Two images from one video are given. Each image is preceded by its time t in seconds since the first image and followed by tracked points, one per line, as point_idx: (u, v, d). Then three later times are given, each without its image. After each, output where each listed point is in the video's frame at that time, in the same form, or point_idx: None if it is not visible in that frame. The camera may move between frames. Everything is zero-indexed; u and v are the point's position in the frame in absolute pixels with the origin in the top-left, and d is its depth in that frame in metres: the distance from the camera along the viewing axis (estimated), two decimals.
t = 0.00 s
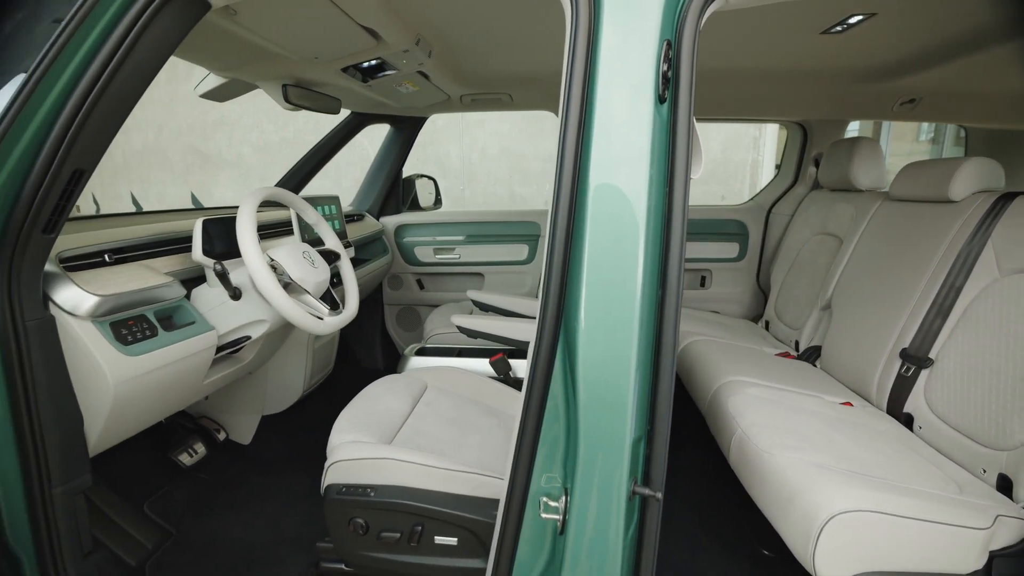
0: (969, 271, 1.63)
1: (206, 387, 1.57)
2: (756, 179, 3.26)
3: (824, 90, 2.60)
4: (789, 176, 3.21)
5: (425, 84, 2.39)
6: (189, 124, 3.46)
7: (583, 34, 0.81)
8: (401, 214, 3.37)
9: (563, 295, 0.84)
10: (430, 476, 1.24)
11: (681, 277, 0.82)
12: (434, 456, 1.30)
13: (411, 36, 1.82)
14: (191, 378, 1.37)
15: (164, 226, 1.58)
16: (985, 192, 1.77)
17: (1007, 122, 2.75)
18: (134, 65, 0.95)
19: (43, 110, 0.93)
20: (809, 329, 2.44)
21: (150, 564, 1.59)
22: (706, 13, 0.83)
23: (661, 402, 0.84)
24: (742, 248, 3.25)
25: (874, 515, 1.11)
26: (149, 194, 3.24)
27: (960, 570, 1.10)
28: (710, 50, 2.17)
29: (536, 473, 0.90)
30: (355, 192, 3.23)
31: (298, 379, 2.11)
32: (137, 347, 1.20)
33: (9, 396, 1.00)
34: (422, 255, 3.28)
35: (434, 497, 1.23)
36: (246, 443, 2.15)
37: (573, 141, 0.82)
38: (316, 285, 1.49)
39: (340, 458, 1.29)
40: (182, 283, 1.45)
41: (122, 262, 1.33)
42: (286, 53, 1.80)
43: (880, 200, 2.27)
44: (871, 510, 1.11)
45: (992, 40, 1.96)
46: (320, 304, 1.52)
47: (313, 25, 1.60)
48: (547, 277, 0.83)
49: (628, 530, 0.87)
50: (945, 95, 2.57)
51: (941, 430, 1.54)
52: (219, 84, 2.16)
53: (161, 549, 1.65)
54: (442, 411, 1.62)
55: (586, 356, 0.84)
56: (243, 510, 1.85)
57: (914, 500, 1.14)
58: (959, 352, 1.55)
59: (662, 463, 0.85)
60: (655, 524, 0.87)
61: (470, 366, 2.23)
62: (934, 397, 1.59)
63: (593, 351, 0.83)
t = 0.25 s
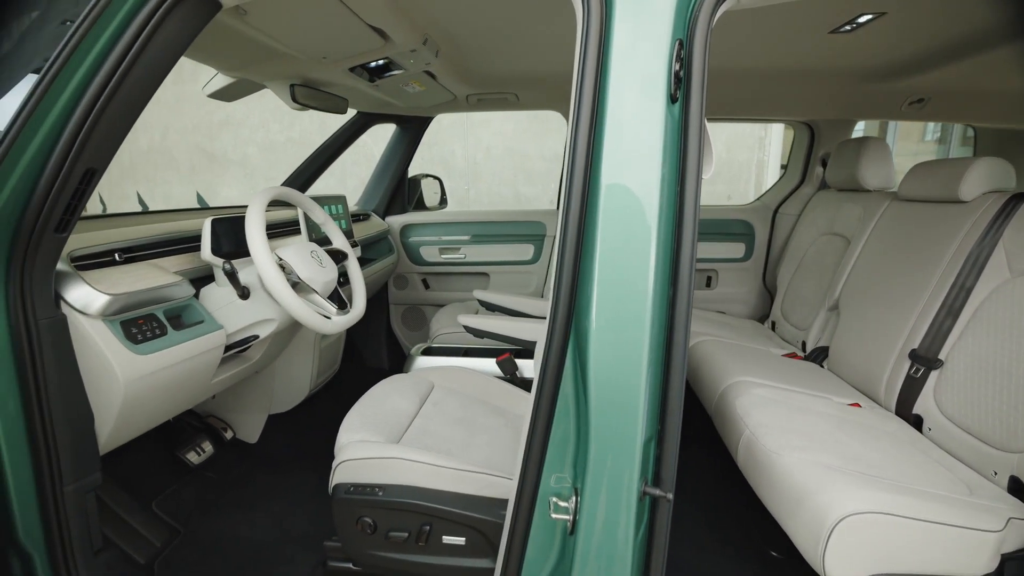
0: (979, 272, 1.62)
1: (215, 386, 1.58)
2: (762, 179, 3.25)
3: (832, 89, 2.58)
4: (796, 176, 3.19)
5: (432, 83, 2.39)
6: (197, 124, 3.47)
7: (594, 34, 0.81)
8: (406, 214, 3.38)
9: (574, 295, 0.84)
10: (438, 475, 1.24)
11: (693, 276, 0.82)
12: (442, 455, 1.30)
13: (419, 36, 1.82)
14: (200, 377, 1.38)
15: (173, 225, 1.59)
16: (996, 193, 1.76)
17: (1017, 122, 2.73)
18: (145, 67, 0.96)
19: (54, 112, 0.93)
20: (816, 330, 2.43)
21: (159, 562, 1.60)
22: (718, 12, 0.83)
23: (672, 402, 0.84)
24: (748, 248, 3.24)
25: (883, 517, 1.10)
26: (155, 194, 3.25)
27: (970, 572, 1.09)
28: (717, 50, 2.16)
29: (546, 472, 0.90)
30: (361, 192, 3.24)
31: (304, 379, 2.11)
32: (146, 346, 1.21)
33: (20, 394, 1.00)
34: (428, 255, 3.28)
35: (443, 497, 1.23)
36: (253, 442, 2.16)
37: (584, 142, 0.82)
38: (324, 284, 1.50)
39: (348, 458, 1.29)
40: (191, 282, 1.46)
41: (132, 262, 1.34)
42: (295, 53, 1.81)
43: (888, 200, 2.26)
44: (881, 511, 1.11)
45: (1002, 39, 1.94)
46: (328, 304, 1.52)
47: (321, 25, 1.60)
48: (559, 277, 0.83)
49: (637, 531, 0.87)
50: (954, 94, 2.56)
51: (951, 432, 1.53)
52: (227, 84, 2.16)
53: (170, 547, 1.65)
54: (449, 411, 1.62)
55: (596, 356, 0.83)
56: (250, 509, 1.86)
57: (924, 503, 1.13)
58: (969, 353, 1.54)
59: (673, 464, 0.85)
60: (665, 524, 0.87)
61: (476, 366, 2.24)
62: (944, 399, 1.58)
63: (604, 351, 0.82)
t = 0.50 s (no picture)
0: (991, 272, 1.61)
1: (222, 385, 1.58)
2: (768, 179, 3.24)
3: (840, 89, 2.57)
4: (803, 176, 3.18)
5: (438, 83, 2.39)
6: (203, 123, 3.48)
7: (606, 33, 0.81)
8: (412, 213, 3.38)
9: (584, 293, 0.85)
10: (447, 474, 1.24)
11: (704, 276, 0.81)
12: (449, 455, 1.30)
13: (426, 35, 1.82)
14: (208, 375, 1.38)
15: (181, 224, 1.59)
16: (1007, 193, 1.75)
17: None
18: (157, 67, 0.96)
19: (67, 112, 0.93)
20: (823, 330, 2.42)
21: (167, 559, 1.60)
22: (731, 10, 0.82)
23: (682, 402, 0.84)
24: (755, 248, 3.23)
25: (894, 519, 1.10)
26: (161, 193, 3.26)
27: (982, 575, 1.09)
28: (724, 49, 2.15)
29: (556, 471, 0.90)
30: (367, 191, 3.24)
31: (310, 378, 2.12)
32: (156, 345, 1.21)
33: (32, 391, 1.01)
34: (433, 255, 3.28)
35: (450, 497, 1.23)
36: (259, 441, 2.16)
37: (596, 141, 0.82)
38: (332, 283, 1.50)
39: (356, 457, 1.29)
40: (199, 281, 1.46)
41: (142, 261, 1.34)
42: (303, 53, 1.81)
43: (897, 200, 2.25)
44: (891, 513, 1.10)
45: (1012, 38, 1.93)
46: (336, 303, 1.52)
47: (330, 25, 1.60)
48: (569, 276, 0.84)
49: (647, 531, 0.87)
50: (962, 94, 2.54)
51: (961, 433, 1.52)
52: (234, 83, 2.17)
53: (178, 545, 1.66)
54: (455, 410, 1.62)
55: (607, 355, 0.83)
56: (256, 508, 1.86)
57: (935, 504, 1.12)
58: (980, 354, 1.53)
59: (684, 464, 0.84)
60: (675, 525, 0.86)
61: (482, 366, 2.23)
62: (954, 400, 1.57)
63: (615, 351, 0.82)
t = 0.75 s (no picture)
0: (1002, 273, 1.59)
1: (230, 384, 1.59)
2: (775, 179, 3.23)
3: (847, 88, 2.56)
4: (809, 176, 3.17)
5: (445, 83, 2.39)
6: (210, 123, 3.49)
7: (618, 32, 0.80)
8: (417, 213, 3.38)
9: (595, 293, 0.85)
10: (455, 475, 1.24)
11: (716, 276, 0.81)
12: (457, 455, 1.30)
13: (434, 35, 1.82)
14: (217, 374, 1.38)
15: (190, 224, 1.60)
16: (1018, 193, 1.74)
17: None
18: (168, 67, 0.96)
19: (79, 112, 0.94)
20: (831, 331, 2.41)
21: (175, 558, 1.61)
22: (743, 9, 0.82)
23: (693, 404, 0.83)
24: (761, 249, 3.22)
25: (904, 521, 1.09)
26: (167, 193, 3.27)
27: None
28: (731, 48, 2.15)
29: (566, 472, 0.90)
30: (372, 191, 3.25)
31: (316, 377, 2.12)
32: (166, 343, 1.22)
33: (44, 390, 1.02)
34: (439, 254, 3.28)
35: (458, 497, 1.23)
36: (266, 439, 2.17)
37: (608, 141, 0.82)
38: (340, 283, 1.50)
39: (364, 457, 1.29)
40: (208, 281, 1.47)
41: (152, 260, 1.34)
42: (311, 53, 1.82)
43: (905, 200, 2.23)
44: (901, 515, 1.10)
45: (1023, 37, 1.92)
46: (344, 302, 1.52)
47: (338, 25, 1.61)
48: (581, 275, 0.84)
49: (657, 532, 0.87)
50: (972, 93, 2.53)
51: (971, 435, 1.51)
52: (241, 83, 2.18)
53: (186, 543, 1.66)
54: (462, 410, 1.62)
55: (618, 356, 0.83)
56: (263, 506, 1.87)
57: (946, 506, 1.12)
58: (990, 356, 1.52)
59: (694, 465, 0.84)
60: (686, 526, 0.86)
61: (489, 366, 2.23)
62: (964, 402, 1.56)
63: (625, 351, 0.82)
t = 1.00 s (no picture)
0: (1014, 274, 1.58)
1: (240, 383, 1.59)
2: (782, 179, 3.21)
3: (856, 88, 2.55)
4: (817, 176, 3.15)
5: (452, 83, 2.39)
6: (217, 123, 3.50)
7: (631, 33, 0.80)
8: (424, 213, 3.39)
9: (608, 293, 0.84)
10: (465, 474, 1.24)
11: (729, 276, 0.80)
12: (466, 455, 1.30)
13: (442, 35, 1.82)
14: (227, 373, 1.39)
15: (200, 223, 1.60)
16: None
17: None
18: (180, 68, 0.96)
19: (93, 112, 0.94)
20: (840, 332, 2.40)
21: (184, 556, 1.61)
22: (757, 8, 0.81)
23: (706, 404, 0.83)
24: (769, 249, 3.20)
25: (916, 523, 1.08)
26: (174, 192, 3.28)
27: None
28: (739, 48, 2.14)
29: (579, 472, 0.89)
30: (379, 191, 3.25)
31: (324, 376, 2.13)
32: (177, 342, 1.22)
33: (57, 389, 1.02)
34: (445, 254, 3.29)
35: (468, 496, 1.23)
36: (274, 439, 2.18)
37: (620, 141, 0.81)
38: (349, 282, 1.50)
39: (373, 456, 1.29)
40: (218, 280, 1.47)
41: (163, 259, 1.35)
42: (320, 53, 1.82)
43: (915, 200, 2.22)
44: (913, 517, 1.09)
45: None
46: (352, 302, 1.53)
47: (348, 25, 1.61)
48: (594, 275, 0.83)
49: (669, 533, 0.86)
50: (982, 93, 2.51)
51: (983, 436, 1.49)
52: (249, 83, 2.18)
53: (195, 541, 1.67)
54: (470, 410, 1.61)
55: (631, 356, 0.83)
56: (271, 505, 1.87)
57: (959, 509, 1.11)
58: (1002, 357, 1.51)
59: (707, 466, 0.83)
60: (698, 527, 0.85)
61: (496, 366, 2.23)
62: (976, 403, 1.55)
63: (638, 351, 0.81)
